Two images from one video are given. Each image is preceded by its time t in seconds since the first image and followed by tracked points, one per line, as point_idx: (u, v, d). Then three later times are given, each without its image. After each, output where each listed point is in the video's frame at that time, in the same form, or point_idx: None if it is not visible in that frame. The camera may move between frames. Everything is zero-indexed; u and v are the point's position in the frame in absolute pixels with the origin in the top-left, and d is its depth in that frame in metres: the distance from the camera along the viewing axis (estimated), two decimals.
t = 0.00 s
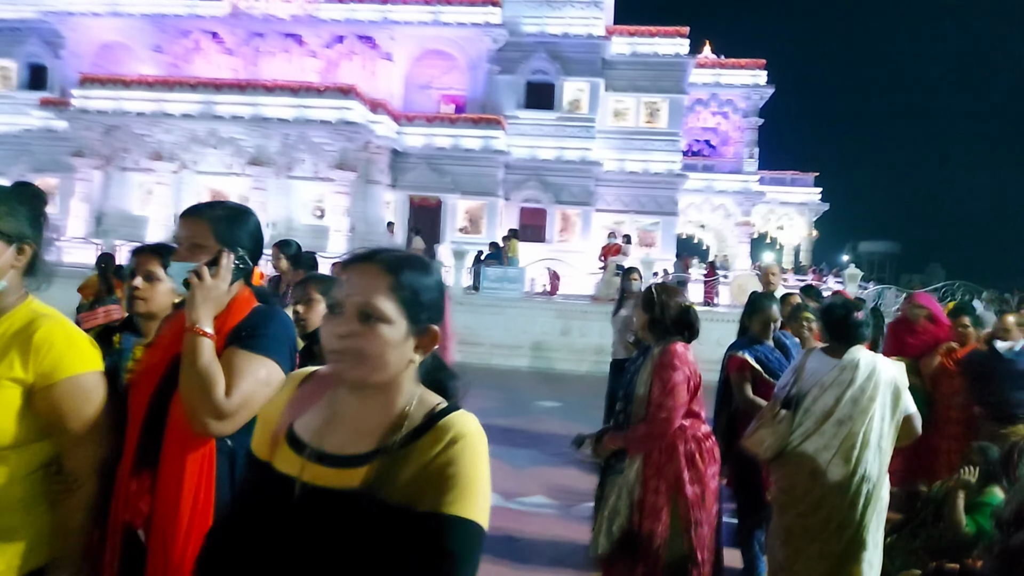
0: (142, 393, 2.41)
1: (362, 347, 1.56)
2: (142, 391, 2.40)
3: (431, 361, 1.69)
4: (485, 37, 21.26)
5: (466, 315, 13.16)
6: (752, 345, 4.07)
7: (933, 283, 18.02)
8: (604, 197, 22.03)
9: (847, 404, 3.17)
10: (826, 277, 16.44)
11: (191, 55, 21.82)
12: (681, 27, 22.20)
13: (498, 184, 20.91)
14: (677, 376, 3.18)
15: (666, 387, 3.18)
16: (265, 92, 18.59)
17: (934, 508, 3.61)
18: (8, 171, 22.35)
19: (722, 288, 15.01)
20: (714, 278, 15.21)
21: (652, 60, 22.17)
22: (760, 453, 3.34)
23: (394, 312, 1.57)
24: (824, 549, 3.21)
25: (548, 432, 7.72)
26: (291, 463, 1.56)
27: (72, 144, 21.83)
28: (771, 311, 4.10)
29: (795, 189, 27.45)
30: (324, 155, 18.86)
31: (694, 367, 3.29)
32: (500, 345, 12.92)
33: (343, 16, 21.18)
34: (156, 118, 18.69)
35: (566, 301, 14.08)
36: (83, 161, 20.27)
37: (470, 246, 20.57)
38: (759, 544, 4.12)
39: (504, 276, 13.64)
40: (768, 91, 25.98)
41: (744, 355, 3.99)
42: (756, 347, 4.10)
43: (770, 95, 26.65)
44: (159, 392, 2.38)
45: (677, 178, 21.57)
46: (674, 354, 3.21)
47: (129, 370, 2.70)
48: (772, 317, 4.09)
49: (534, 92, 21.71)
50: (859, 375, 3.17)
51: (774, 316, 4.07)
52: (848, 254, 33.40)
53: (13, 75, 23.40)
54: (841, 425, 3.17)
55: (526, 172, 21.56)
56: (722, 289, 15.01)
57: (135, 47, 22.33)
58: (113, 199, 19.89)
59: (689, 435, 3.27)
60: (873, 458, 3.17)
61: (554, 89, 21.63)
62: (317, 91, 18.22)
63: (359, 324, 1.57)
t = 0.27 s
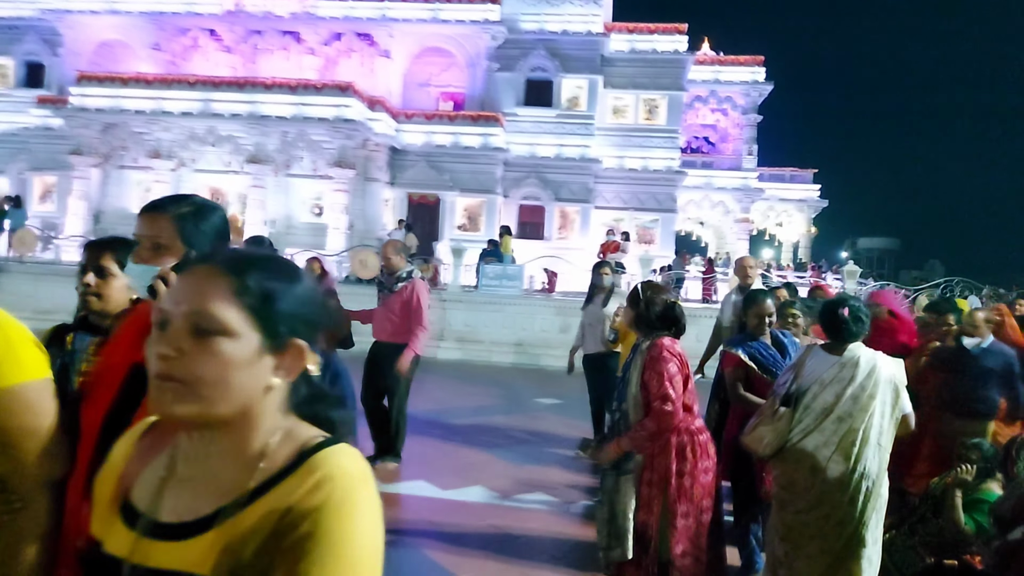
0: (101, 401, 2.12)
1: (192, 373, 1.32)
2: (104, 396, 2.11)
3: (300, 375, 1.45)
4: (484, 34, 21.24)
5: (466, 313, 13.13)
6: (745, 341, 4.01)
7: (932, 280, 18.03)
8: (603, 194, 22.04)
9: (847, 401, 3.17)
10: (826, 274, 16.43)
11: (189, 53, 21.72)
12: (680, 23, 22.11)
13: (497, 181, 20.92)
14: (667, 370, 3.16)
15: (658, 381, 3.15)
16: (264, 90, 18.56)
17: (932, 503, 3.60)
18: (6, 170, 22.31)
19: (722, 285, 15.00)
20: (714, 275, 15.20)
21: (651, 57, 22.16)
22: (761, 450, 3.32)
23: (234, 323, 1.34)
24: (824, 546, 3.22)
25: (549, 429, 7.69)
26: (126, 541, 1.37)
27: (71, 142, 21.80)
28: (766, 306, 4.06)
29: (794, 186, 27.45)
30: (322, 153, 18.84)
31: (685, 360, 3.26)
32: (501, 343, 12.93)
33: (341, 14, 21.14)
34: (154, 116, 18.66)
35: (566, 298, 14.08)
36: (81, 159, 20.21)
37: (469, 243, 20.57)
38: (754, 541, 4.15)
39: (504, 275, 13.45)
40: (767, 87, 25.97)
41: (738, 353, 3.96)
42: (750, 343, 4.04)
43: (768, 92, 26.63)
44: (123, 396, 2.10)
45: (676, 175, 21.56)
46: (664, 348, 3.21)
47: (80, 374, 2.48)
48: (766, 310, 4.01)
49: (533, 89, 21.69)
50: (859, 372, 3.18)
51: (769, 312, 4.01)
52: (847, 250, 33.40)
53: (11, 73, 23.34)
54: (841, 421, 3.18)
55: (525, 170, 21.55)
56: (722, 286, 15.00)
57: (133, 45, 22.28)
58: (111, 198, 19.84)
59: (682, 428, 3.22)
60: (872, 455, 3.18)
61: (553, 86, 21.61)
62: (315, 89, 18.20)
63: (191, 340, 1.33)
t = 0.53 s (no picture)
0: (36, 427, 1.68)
1: None
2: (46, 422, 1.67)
3: (120, 373, 1.03)
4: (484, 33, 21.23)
5: (466, 312, 13.16)
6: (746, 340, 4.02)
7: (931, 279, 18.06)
8: (603, 193, 22.08)
9: (847, 400, 3.19)
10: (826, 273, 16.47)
11: (190, 51, 21.80)
12: (680, 22, 22.10)
13: (497, 180, 20.96)
14: (658, 373, 3.21)
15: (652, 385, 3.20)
16: (264, 89, 18.57)
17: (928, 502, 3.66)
18: (7, 169, 22.33)
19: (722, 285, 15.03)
20: (714, 274, 15.22)
21: (651, 57, 22.16)
22: (761, 449, 3.34)
23: None
24: (825, 544, 3.26)
25: (550, 429, 7.71)
26: None
27: (71, 141, 21.81)
28: (765, 298, 4.11)
29: (794, 185, 27.47)
30: (322, 152, 18.87)
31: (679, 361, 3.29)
32: (501, 341, 12.96)
33: (341, 12, 21.13)
34: (154, 115, 18.65)
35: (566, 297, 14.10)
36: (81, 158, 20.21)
37: (469, 242, 20.60)
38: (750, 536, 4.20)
39: (504, 273, 13.56)
40: (767, 86, 25.96)
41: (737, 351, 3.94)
42: (750, 341, 4.03)
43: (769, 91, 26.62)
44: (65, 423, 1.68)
45: (676, 174, 21.57)
46: (659, 350, 3.26)
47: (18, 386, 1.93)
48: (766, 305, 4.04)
49: (533, 88, 21.70)
50: (860, 371, 3.19)
51: (768, 304, 4.05)
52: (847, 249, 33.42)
53: (11, 72, 23.34)
54: (841, 420, 3.21)
55: (525, 168, 21.57)
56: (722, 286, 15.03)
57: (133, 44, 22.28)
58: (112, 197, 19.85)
59: (680, 428, 3.24)
60: (872, 454, 3.20)
61: (553, 85, 21.62)
62: (315, 88, 18.20)
63: None
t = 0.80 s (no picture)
0: None
1: None
2: None
3: None
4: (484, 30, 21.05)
5: (464, 313, 12.97)
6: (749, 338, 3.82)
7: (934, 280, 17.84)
8: (604, 193, 21.93)
9: (849, 401, 3.04)
10: (828, 273, 16.27)
11: (187, 49, 21.67)
12: (682, 20, 21.78)
13: (496, 179, 20.74)
14: (655, 383, 3.02)
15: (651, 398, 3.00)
16: (262, 87, 18.41)
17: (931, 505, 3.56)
18: (3, 167, 22.20)
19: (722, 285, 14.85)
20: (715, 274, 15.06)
21: (652, 55, 21.97)
22: (762, 451, 3.18)
23: None
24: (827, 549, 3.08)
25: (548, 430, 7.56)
26: None
27: (68, 140, 21.68)
28: (765, 298, 3.95)
29: (796, 184, 27.28)
30: (320, 151, 18.68)
31: (676, 367, 3.14)
32: (499, 342, 12.80)
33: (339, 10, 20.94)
34: (151, 113, 18.49)
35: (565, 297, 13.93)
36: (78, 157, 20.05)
37: (468, 242, 20.44)
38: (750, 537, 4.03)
39: (502, 273, 13.44)
40: (769, 85, 25.76)
41: (738, 349, 3.76)
42: (752, 340, 3.84)
43: (771, 89, 26.42)
44: None
45: (677, 173, 21.40)
46: (655, 358, 3.08)
47: None
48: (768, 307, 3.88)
49: (533, 86, 21.53)
50: (861, 372, 3.05)
51: (768, 304, 3.90)
52: (849, 249, 33.21)
53: (8, 70, 23.20)
54: (843, 422, 3.04)
55: (524, 167, 21.38)
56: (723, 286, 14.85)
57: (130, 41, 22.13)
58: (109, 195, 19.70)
59: (686, 435, 3.08)
60: (875, 456, 3.03)
61: (553, 84, 21.46)
62: (313, 86, 18.02)
63: None
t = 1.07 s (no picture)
0: None
1: None
2: None
3: None
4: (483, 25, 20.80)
5: (463, 312, 12.69)
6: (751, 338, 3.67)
7: (940, 279, 17.50)
8: (605, 191, 21.66)
9: (850, 402, 2.88)
10: (833, 272, 15.97)
11: (183, 45, 21.38)
12: (684, 14, 21.46)
13: (495, 176, 20.37)
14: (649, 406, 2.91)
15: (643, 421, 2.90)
16: (257, 82, 18.16)
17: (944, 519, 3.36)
18: None
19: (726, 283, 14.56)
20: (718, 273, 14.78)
21: (653, 50, 21.70)
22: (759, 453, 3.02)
23: None
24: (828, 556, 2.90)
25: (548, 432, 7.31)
26: None
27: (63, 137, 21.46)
28: (762, 301, 3.82)
29: (799, 182, 26.97)
30: (316, 147, 18.24)
31: (665, 380, 2.99)
32: (499, 341, 12.54)
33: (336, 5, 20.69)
34: (146, 109, 18.28)
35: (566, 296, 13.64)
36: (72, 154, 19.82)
37: (467, 240, 20.18)
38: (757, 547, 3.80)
39: (502, 270, 13.14)
40: (772, 82, 25.48)
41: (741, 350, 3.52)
42: (752, 341, 3.69)
43: (773, 86, 26.13)
44: None
45: (678, 170, 21.12)
46: (642, 375, 2.98)
47: None
48: (767, 310, 3.79)
49: (533, 82, 21.25)
50: (863, 373, 2.88)
51: (764, 307, 3.78)
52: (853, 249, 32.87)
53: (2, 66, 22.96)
54: (844, 424, 2.88)
55: (524, 165, 21.07)
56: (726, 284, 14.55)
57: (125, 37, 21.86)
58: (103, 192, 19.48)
59: (690, 443, 2.95)
60: (877, 459, 2.87)
61: (553, 80, 21.19)
62: (309, 81, 17.81)
63: None
